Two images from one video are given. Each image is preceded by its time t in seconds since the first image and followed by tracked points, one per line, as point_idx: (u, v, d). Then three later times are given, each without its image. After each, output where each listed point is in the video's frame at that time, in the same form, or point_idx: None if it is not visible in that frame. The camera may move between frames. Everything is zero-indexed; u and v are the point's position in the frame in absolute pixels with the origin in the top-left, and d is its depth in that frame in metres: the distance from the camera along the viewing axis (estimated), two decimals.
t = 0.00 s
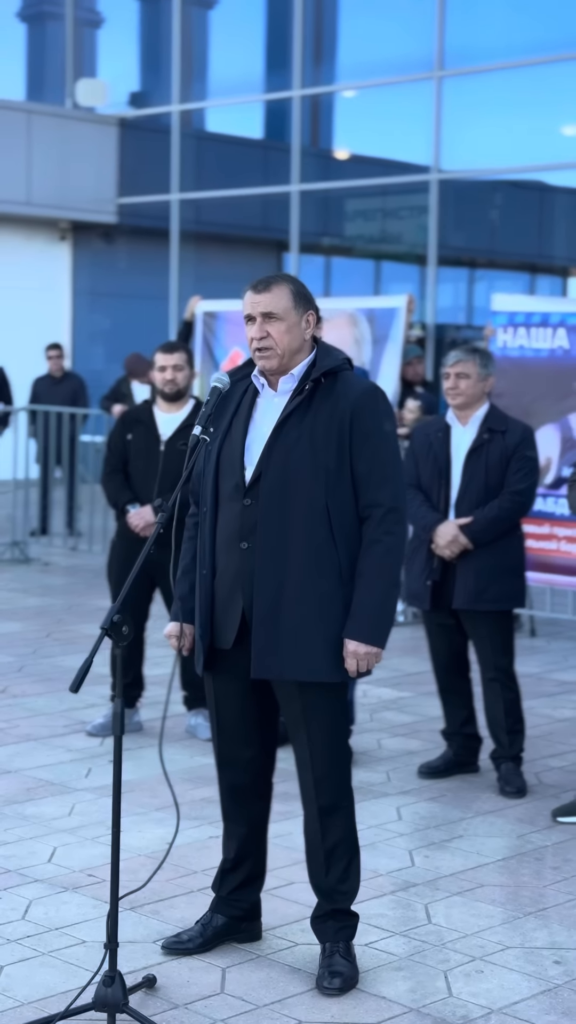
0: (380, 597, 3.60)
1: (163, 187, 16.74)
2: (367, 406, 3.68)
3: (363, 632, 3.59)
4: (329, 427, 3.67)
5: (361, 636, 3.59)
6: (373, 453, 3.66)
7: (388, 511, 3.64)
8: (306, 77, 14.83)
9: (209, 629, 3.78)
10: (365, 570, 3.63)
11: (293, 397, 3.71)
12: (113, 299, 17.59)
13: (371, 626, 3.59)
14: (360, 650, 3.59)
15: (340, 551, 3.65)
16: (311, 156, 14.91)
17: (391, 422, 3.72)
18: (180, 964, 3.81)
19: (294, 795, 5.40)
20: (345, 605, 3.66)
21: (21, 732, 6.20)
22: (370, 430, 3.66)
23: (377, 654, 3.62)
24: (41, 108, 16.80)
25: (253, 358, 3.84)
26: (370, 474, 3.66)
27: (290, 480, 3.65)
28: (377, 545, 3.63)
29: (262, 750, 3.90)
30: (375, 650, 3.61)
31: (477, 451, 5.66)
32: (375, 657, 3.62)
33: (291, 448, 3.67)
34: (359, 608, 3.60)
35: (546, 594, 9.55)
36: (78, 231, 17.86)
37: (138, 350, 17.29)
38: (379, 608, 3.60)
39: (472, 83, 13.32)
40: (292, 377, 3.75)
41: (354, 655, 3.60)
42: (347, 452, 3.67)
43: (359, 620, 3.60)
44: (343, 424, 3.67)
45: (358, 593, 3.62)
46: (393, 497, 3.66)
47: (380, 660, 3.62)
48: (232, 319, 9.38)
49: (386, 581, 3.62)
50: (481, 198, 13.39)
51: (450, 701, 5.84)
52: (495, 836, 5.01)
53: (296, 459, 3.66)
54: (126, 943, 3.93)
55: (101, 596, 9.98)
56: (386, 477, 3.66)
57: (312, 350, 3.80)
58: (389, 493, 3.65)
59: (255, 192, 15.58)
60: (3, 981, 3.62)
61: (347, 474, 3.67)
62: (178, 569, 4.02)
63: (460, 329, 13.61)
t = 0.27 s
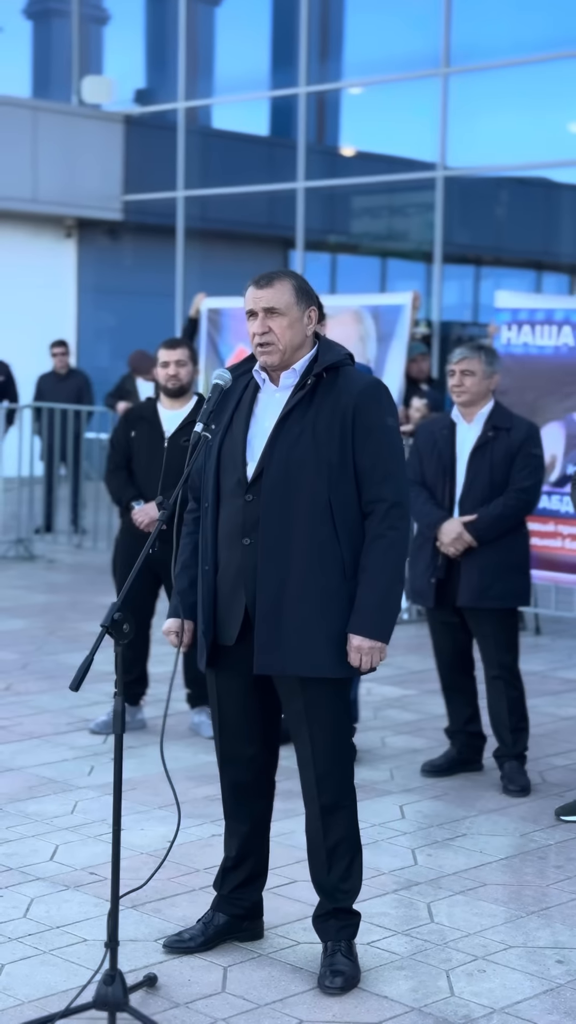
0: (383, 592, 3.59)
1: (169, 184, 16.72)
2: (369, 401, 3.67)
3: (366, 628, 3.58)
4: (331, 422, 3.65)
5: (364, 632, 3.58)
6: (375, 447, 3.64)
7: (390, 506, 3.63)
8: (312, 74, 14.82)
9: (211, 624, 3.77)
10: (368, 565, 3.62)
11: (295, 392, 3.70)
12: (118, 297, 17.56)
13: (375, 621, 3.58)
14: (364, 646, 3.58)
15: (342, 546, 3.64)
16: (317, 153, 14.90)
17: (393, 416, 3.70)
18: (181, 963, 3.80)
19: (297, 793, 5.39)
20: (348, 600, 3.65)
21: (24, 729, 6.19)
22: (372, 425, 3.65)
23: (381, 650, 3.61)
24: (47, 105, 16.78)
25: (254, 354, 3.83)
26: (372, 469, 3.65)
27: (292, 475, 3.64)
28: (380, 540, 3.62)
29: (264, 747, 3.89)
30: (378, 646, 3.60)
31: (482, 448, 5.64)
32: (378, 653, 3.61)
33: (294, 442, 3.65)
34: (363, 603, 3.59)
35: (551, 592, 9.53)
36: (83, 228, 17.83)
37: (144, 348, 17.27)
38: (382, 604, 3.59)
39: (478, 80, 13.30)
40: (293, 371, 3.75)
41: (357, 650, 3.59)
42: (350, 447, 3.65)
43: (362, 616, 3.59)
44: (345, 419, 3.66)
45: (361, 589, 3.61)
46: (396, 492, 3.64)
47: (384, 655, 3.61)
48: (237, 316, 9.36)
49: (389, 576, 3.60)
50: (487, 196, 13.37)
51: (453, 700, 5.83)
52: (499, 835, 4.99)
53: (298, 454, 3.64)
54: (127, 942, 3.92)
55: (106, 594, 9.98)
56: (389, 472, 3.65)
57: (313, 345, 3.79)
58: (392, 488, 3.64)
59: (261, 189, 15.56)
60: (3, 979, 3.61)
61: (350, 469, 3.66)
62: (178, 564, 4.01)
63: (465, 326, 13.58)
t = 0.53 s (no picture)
0: (388, 590, 3.58)
1: (175, 180, 16.71)
2: (374, 397, 3.65)
3: (371, 626, 3.57)
4: (336, 419, 3.64)
5: (370, 629, 3.57)
6: (380, 445, 3.62)
7: (396, 504, 3.61)
8: (318, 71, 14.79)
9: (216, 622, 3.76)
10: (374, 563, 3.60)
11: (300, 389, 3.69)
12: (125, 293, 17.56)
13: (380, 620, 3.57)
14: (369, 644, 3.57)
15: (348, 544, 3.63)
16: (323, 150, 14.88)
17: (399, 413, 3.68)
18: (185, 961, 3.79)
19: (302, 791, 5.38)
20: (354, 598, 3.64)
21: (29, 726, 6.19)
22: (378, 422, 3.63)
23: (386, 649, 3.59)
24: (54, 102, 16.76)
25: (259, 350, 3.83)
26: (377, 466, 3.63)
27: (296, 472, 3.63)
28: (385, 537, 3.60)
29: (269, 744, 3.88)
30: (384, 644, 3.59)
31: (488, 446, 5.62)
32: (384, 650, 3.60)
33: (298, 440, 3.64)
34: (368, 601, 3.58)
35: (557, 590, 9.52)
36: (90, 224, 17.80)
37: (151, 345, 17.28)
38: (387, 602, 3.58)
39: (485, 76, 13.27)
40: (298, 367, 3.73)
41: (362, 648, 3.58)
42: (355, 444, 3.63)
43: (367, 614, 3.58)
44: (350, 416, 3.64)
45: (367, 587, 3.60)
46: (401, 489, 3.62)
47: (390, 653, 3.60)
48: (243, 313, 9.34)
49: (395, 574, 3.59)
50: (493, 193, 13.35)
51: (459, 698, 5.82)
52: (504, 833, 4.98)
53: (303, 452, 3.63)
54: (131, 940, 3.91)
55: (112, 591, 9.97)
56: (395, 470, 3.63)
57: (319, 341, 3.77)
58: (397, 485, 3.62)
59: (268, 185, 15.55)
60: (7, 977, 3.61)
61: (354, 466, 3.64)
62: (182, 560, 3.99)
63: (472, 324, 13.65)
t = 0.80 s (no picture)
0: (392, 588, 3.57)
1: (182, 176, 16.70)
2: (379, 394, 3.63)
3: (374, 624, 3.56)
4: (340, 417, 3.62)
5: (373, 628, 3.56)
6: (385, 442, 3.60)
7: (400, 501, 3.59)
8: (325, 67, 14.77)
9: (220, 619, 3.75)
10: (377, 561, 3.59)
11: (305, 387, 3.68)
12: (131, 289, 17.56)
13: (383, 617, 3.56)
14: (372, 642, 3.56)
15: (352, 542, 3.62)
16: (330, 146, 14.86)
17: (404, 410, 3.66)
18: (190, 959, 3.79)
19: (307, 789, 5.38)
20: (358, 596, 3.63)
21: (35, 723, 6.18)
22: (383, 419, 3.61)
23: (389, 647, 3.59)
24: (60, 98, 16.74)
25: (264, 347, 3.81)
26: (382, 464, 3.61)
27: (300, 470, 3.62)
28: (389, 535, 3.59)
29: (274, 741, 3.88)
30: (388, 642, 3.58)
31: (495, 442, 5.61)
32: (388, 648, 3.59)
33: (303, 437, 3.63)
34: (371, 600, 3.57)
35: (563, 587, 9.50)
36: (97, 220, 17.78)
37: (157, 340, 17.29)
38: (391, 600, 3.57)
39: (492, 72, 13.24)
40: (303, 364, 3.71)
41: (366, 647, 3.57)
42: (359, 441, 3.62)
43: (370, 612, 3.57)
44: (355, 414, 3.62)
45: (370, 585, 3.58)
46: (406, 487, 3.61)
47: (394, 651, 3.59)
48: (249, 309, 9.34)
49: (398, 571, 3.57)
50: (500, 189, 13.32)
51: (465, 695, 5.80)
52: (510, 830, 4.97)
53: (307, 450, 3.62)
54: (135, 937, 3.91)
55: (118, 588, 9.97)
56: (399, 467, 3.61)
57: (323, 338, 3.76)
58: (401, 483, 3.60)
59: (274, 181, 15.54)
60: (12, 973, 3.61)
61: (359, 463, 3.62)
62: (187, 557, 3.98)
63: (479, 319, 13.65)
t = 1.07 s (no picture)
0: (395, 587, 3.56)
1: (187, 173, 16.69)
2: (381, 391, 3.62)
3: (377, 621, 3.55)
4: (342, 415, 3.62)
5: (377, 627, 3.55)
6: (387, 439, 3.59)
7: (403, 499, 3.58)
8: (331, 64, 14.75)
9: (223, 619, 3.75)
10: (380, 559, 3.58)
11: (306, 385, 3.67)
12: (136, 286, 17.56)
13: (386, 616, 3.55)
14: (375, 640, 3.56)
15: (354, 541, 3.61)
16: (335, 143, 14.85)
17: (406, 406, 3.65)
18: (193, 956, 3.79)
19: (311, 786, 5.37)
20: (361, 594, 3.63)
21: (39, 719, 6.19)
22: (384, 416, 3.60)
23: (392, 644, 3.58)
24: (66, 95, 16.73)
25: (264, 345, 3.80)
26: (384, 461, 3.60)
27: (302, 469, 3.62)
28: (391, 532, 3.58)
29: (278, 739, 3.87)
30: (391, 640, 3.57)
31: (500, 439, 5.60)
32: (391, 646, 3.58)
33: (305, 436, 3.63)
34: (374, 598, 3.56)
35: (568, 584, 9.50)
36: (102, 217, 17.77)
37: (163, 337, 17.31)
38: (394, 597, 3.56)
39: (498, 69, 13.21)
40: (303, 362, 3.70)
41: (369, 646, 3.57)
42: (361, 439, 3.61)
43: (373, 610, 3.56)
44: (356, 412, 3.61)
45: (373, 584, 3.58)
46: (408, 484, 3.60)
47: (396, 649, 3.59)
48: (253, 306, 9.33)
49: (401, 568, 3.57)
50: (506, 186, 13.30)
51: (469, 692, 5.80)
52: (513, 827, 4.96)
53: (309, 448, 3.61)
54: (139, 934, 3.91)
55: (123, 584, 9.97)
56: (402, 464, 3.60)
57: (324, 335, 3.75)
58: (404, 480, 3.59)
59: (280, 178, 15.53)
60: (15, 969, 3.61)
61: (361, 461, 3.62)
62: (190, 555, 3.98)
63: (484, 317, 13.64)
